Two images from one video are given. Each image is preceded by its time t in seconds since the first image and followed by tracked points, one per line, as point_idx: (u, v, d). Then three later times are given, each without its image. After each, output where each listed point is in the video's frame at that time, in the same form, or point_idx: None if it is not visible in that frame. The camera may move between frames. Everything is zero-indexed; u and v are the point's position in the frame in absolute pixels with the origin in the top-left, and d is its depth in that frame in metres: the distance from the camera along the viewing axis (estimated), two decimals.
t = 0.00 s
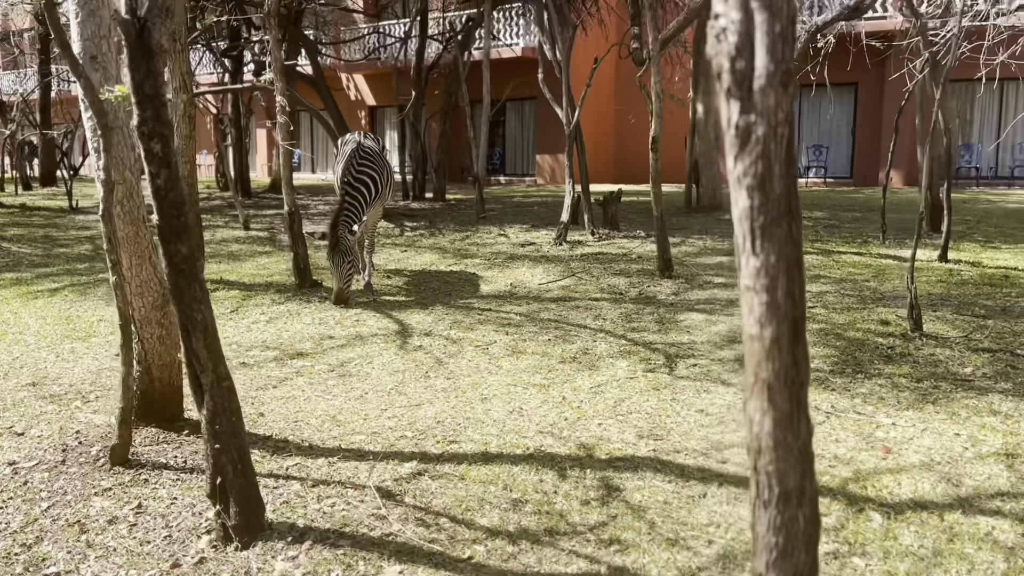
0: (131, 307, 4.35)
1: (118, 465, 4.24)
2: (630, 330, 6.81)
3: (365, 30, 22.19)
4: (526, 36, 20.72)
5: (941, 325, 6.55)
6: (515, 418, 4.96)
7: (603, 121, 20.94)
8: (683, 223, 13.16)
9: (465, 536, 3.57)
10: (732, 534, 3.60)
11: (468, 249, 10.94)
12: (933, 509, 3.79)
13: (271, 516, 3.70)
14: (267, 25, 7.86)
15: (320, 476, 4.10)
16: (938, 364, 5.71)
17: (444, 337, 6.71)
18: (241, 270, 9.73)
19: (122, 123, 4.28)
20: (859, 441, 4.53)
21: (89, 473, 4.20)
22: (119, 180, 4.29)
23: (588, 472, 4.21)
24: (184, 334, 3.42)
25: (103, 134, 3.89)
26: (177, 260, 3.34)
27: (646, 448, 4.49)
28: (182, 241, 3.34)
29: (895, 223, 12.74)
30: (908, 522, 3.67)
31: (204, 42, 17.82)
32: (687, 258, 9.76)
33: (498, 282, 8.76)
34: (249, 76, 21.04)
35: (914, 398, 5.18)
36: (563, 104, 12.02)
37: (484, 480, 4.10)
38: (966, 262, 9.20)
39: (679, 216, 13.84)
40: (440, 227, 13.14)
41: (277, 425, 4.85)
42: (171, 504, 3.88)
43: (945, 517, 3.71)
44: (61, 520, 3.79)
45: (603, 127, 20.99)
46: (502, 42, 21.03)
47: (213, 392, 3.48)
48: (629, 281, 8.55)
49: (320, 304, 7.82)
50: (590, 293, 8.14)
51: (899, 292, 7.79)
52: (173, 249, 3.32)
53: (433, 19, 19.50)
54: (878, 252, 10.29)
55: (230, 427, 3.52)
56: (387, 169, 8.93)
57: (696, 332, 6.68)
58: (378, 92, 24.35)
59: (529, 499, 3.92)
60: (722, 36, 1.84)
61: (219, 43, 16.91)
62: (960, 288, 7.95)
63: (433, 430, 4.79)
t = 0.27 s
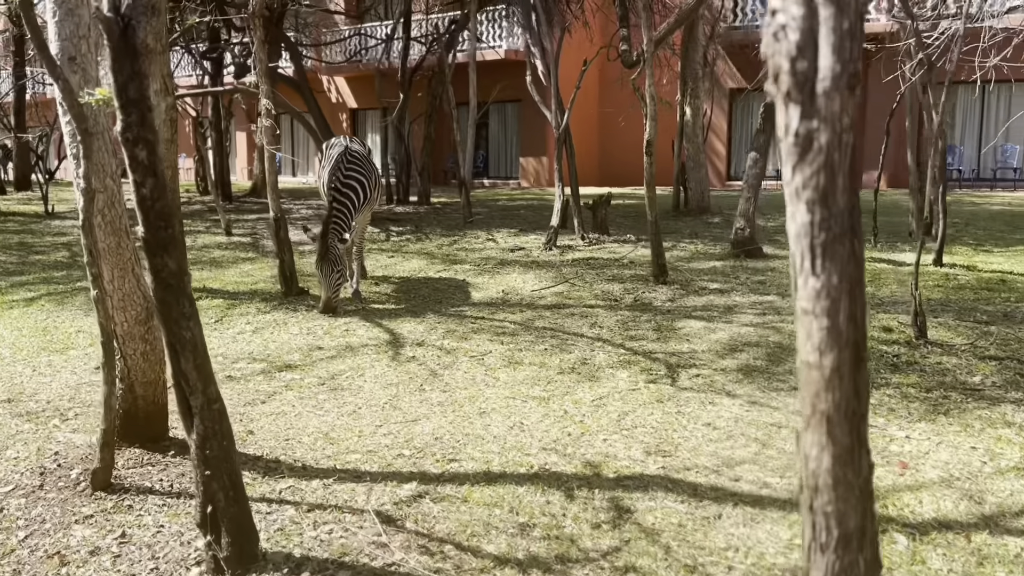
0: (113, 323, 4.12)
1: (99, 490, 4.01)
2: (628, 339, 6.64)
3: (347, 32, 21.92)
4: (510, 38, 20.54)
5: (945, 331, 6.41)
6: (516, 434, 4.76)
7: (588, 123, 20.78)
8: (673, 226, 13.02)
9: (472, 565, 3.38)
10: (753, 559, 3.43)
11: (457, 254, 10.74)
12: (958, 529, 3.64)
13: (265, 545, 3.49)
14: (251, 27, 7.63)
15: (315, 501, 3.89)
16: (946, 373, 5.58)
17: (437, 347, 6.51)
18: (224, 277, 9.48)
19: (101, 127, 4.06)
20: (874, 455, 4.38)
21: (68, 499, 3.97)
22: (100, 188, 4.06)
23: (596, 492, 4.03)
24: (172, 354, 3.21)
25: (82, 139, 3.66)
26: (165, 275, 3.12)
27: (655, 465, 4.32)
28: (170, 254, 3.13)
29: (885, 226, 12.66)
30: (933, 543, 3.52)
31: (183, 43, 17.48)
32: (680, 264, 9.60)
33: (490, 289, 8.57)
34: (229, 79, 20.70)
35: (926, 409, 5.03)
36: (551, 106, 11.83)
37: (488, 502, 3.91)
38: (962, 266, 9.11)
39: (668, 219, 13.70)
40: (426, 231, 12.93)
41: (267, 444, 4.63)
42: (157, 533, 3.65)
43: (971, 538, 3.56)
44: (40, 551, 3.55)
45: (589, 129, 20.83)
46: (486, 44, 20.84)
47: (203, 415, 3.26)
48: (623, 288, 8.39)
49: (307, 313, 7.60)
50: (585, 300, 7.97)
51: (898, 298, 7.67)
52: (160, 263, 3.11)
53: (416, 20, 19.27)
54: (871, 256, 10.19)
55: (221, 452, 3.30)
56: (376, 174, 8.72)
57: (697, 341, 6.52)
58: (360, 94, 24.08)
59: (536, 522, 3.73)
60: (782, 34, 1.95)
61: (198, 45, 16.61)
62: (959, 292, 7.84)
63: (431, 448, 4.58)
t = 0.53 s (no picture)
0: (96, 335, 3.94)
1: (83, 510, 3.83)
2: (627, 345, 6.51)
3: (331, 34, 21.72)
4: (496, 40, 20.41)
5: (947, 336, 6.32)
6: (517, 446, 4.62)
7: (576, 125, 20.66)
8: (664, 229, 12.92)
9: None
10: None
11: (447, 259, 10.59)
12: (978, 544, 3.53)
13: (260, 569, 3.33)
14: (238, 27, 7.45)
15: (311, 520, 3.73)
16: (952, 379, 5.48)
17: (431, 355, 6.36)
18: (210, 283, 9.28)
19: (84, 130, 3.87)
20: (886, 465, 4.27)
21: (51, 521, 3.78)
22: (82, 195, 3.88)
23: (604, 507, 3.89)
24: (162, 370, 3.05)
25: (65, 143, 3.49)
26: (154, 286, 2.96)
27: (662, 478, 4.18)
28: (158, 265, 2.96)
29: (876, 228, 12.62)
30: (954, 559, 3.40)
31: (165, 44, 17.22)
32: (673, 268, 9.50)
33: (482, 295, 8.43)
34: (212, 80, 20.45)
35: (934, 417, 4.92)
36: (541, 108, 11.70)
37: (492, 520, 3.76)
38: (957, 269, 9.05)
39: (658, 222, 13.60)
40: (415, 235, 12.77)
41: (259, 459, 4.46)
42: (145, 556, 3.48)
43: (993, 553, 3.44)
44: None
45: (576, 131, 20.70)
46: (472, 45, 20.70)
47: (194, 434, 3.10)
48: (618, 293, 8.26)
49: (296, 320, 7.42)
50: (580, 306, 7.84)
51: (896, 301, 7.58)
52: (149, 273, 2.95)
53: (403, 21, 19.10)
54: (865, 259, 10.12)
55: (214, 472, 3.14)
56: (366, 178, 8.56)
57: (696, 348, 6.41)
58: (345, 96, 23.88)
59: (543, 542, 3.58)
60: (838, 29, 1.93)
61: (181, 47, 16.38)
62: (957, 296, 7.76)
63: (430, 462, 4.43)
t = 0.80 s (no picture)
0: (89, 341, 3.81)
1: (78, 523, 3.69)
2: (628, 348, 6.43)
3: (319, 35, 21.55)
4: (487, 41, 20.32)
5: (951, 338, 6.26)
6: (522, 453, 4.51)
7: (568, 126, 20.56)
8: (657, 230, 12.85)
9: None
10: None
11: (441, 261, 10.48)
12: (999, 553, 3.44)
13: None
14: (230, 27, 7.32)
15: (314, 532, 3.62)
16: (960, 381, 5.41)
17: (429, 360, 6.26)
18: (202, 287, 9.14)
19: (76, 131, 3.74)
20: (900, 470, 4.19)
21: (43, 536, 3.64)
22: (75, 198, 3.74)
23: (614, 516, 3.79)
24: (161, 379, 2.93)
25: (58, 142, 3.37)
26: (153, 292, 2.84)
27: (673, 486, 4.08)
28: (158, 270, 2.84)
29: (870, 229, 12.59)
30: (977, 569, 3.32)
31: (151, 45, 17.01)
32: (669, 269, 9.42)
33: (479, 299, 8.32)
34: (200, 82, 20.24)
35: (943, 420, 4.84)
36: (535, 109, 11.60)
37: (500, 531, 3.66)
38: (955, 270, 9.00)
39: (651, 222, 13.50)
40: (407, 238, 12.66)
41: (257, 469, 4.33)
42: (143, 572, 3.35)
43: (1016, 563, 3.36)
44: None
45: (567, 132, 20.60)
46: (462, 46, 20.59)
47: (194, 446, 2.99)
48: (616, 295, 8.18)
49: (291, 324, 7.29)
50: (578, 309, 7.75)
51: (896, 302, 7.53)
52: (148, 278, 2.83)
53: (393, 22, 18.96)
54: (861, 260, 10.07)
55: (215, 485, 3.02)
56: (359, 179, 8.42)
57: (698, 351, 6.32)
58: (334, 98, 23.72)
59: (553, 554, 3.48)
60: (901, 17, 1.90)
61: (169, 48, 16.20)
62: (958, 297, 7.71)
63: (434, 471, 4.32)
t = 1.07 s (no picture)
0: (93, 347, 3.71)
1: (82, 535, 3.60)
2: (634, 352, 6.36)
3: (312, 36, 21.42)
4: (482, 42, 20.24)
5: (960, 340, 6.20)
6: (533, 460, 4.43)
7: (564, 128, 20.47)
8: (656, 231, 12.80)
9: None
10: None
11: (440, 263, 10.40)
12: None
13: None
14: (229, 26, 7.21)
15: (326, 543, 3.53)
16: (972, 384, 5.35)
17: (433, 364, 6.17)
18: (200, 290, 9.03)
19: (80, 130, 3.63)
20: (918, 476, 4.12)
21: (46, 547, 3.54)
22: (79, 200, 3.63)
23: (631, 525, 3.71)
24: (172, 388, 2.84)
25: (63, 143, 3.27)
26: (163, 298, 2.75)
27: (689, 493, 4.00)
28: (169, 275, 2.75)
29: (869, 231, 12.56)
30: None
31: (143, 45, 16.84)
32: (671, 271, 9.35)
33: (481, 302, 8.24)
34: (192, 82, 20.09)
35: (958, 424, 4.76)
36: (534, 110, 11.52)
37: (515, 541, 3.57)
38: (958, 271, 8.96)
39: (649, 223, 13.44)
40: (405, 240, 12.57)
41: (263, 477, 4.24)
42: None
43: None
44: None
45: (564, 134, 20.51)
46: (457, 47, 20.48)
47: (206, 457, 2.89)
48: (619, 297, 8.11)
49: (291, 328, 7.19)
50: (581, 311, 7.67)
51: (902, 304, 7.47)
52: (159, 284, 2.74)
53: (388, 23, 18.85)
54: (863, 262, 10.02)
55: (227, 497, 2.93)
56: (360, 181, 8.31)
57: (706, 354, 6.25)
58: (327, 99, 23.59)
59: (571, 564, 3.40)
60: (978, 12, 2.08)
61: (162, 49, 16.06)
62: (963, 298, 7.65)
63: (444, 478, 4.23)
